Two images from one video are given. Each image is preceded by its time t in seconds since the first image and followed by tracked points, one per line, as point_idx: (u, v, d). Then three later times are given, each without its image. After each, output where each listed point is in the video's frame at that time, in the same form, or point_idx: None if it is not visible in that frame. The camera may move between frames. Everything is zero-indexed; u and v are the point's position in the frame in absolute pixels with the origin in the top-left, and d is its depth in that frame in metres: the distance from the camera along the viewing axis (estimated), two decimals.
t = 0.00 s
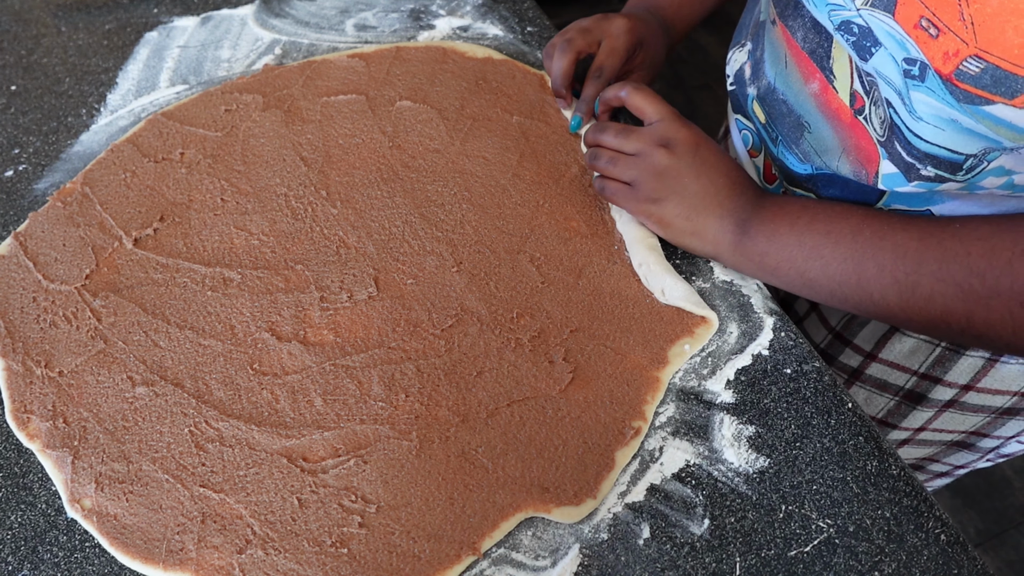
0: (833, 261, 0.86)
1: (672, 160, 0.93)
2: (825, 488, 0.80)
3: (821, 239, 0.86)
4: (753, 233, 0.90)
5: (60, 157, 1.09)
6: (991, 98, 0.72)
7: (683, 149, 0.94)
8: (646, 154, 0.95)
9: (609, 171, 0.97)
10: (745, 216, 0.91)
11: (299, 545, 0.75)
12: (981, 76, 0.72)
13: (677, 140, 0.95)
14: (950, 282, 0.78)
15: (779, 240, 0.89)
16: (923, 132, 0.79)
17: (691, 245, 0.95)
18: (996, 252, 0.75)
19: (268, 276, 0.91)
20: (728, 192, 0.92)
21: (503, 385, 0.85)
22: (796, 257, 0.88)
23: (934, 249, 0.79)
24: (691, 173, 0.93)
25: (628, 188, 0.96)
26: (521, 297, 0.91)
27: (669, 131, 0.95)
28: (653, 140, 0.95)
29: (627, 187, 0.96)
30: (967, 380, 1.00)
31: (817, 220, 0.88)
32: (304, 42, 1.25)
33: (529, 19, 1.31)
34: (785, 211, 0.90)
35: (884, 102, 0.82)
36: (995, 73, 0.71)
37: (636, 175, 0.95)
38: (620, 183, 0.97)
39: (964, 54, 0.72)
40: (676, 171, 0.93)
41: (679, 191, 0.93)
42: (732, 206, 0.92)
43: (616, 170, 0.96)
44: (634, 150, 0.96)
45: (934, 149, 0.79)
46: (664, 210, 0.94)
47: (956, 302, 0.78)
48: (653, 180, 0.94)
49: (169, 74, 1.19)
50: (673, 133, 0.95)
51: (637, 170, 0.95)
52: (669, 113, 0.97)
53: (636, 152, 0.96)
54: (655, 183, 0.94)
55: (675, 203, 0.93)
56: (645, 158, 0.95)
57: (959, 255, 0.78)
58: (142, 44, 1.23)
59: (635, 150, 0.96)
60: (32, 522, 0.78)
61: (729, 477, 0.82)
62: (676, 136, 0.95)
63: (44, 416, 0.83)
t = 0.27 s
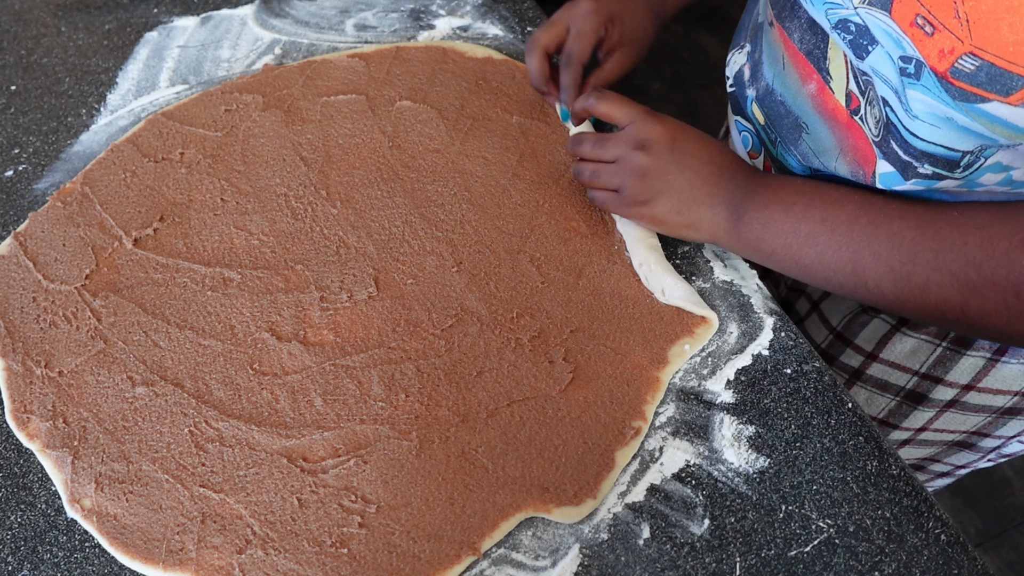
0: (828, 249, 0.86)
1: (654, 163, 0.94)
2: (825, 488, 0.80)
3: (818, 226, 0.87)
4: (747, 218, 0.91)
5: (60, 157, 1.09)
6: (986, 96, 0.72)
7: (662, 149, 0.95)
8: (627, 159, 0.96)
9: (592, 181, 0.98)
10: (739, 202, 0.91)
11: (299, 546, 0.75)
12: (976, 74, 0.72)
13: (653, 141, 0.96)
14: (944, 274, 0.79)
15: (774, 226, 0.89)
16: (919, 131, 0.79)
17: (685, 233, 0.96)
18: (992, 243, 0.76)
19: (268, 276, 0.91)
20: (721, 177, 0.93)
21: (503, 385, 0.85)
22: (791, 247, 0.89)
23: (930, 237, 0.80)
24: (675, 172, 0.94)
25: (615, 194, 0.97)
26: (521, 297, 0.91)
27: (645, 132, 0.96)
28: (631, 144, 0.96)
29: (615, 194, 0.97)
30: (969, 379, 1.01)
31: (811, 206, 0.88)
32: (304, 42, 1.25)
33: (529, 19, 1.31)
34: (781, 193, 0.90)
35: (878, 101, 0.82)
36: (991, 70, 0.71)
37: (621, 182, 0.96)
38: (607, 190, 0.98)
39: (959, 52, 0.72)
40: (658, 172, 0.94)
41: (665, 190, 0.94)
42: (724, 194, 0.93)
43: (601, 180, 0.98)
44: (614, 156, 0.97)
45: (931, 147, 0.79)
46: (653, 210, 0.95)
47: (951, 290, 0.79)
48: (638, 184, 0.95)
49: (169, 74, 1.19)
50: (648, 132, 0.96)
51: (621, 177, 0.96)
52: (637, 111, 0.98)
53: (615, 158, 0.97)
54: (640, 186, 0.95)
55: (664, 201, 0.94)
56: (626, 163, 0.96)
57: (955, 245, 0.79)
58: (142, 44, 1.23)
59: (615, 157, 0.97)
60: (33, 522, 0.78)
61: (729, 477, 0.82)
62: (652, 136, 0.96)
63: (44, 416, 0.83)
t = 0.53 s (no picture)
0: (827, 246, 0.87)
1: (683, 139, 0.96)
2: (825, 488, 0.80)
3: (818, 225, 0.88)
4: (750, 218, 0.91)
5: (60, 157, 1.09)
6: (980, 97, 0.72)
7: (693, 131, 0.97)
8: (658, 129, 0.97)
9: (619, 140, 0.99)
10: (745, 202, 0.93)
11: (299, 546, 0.75)
12: (970, 74, 0.72)
13: (688, 121, 0.99)
14: (942, 273, 0.80)
15: (775, 225, 0.90)
16: (915, 130, 0.79)
17: (687, 228, 0.96)
18: (985, 243, 0.78)
19: (268, 276, 0.91)
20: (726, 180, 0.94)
21: (503, 385, 0.85)
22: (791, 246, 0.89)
23: (926, 238, 0.81)
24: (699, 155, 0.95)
25: (636, 161, 0.97)
26: (520, 297, 0.91)
27: (682, 115, 0.99)
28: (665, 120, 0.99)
29: (633, 160, 0.97)
30: (969, 380, 1.01)
31: (813, 207, 0.90)
32: (304, 42, 1.25)
33: (529, 19, 1.31)
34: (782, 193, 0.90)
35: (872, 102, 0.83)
36: (985, 70, 0.71)
37: (646, 148, 0.97)
38: (628, 156, 0.98)
39: (953, 52, 0.72)
40: (685, 148, 0.95)
41: (684, 167, 0.95)
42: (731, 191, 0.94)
43: (626, 140, 0.98)
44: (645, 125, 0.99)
45: (926, 146, 0.79)
46: (667, 188, 0.96)
47: (945, 290, 0.80)
48: (662, 155, 0.96)
49: (169, 74, 1.19)
50: (684, 116, 0.99)
51: (647, 144, 0.97)
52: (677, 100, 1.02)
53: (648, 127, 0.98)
54: (664, 158, 0.96)
55: (679, 180, 0.95)
56: (657, 133, 0.97)
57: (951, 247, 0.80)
58: (142, 44, 1.23)
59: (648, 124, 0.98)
60: (33, 522, 0.78)
61: (729, 477, 0.82)
62: (687, 118, 0.99)
63: (44, 416, 0.83)
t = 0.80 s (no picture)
0: (814, 241, 0.88)
1: (673, 137, 0.97)
2: (825, 488, 0.80)
3: (807, 219, 0.89)
4: (741, 213, 0.93)
5: (60, 157, 1.09)
6: (964, 93, 0.73)
7: (684, 127, 0.98)
8: (648, 128, 0.99)
9: (608, 141, 1.00)
10: (735, 198, 0.94)
11: (299, 546, 0.75)
12: (954, 71, 0.72)
13: (679, 118, 0.99)
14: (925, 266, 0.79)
15: (764, 219, 0.91)
16: (902, 127, 0.79)
17: (679, 223, 0.97)
18: (970, 237, 0.77)
19: (268, 276, 0.91)
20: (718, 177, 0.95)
21: (503, 385, 0.85)
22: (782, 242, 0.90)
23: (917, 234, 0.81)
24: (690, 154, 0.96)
25: (626, 160, 0.99)
26: (521, 297, 0.91)
27: (672, 110, 1.00)
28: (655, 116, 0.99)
29: (625, 160, 0.99)
30: (962, 378, 1.01)
31: (806, 205, 0.90)
32: (304, 42, 1.25)
33: (529, 19, 1.31)
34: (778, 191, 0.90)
35: (863, 99, 0.83)
36: (968, 67, 0.71)
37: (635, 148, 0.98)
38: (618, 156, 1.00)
39: (937, 49, 0.73)
40: (674, 146, 0.97)
41: (674, 166, 0.96)
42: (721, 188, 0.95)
43: (617, 142, 1.00)
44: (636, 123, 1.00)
45: (914, 143, 0.79)
46: (657, 184, 0.96)
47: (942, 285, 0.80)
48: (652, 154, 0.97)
49: (169, 74, 1.19)
50: (676, 112, 1.00)
51: (637, 144, 0.98)
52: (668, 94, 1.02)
53: (637, 127, 1.00)
54: (655, 157, 0.97)
55: (669, 177, 0.96)
56: (647, 132, 0.99)
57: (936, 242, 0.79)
58: (142, 44, 1.23)
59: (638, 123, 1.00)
60: (33, 522, 0.78)
61: (729, 477, 0.82)
62: (678, 115, 1.00)
63: (44, 416, 0.83)
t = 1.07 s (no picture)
0: (810, 234, 0.86)
1: (638, 153, 0.94)
2: (825, 488, 0.80)
3: (802, 213, 0.87)
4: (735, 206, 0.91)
5: (60, 157, 1.09)
6: (958, 91, 0.73)
7: (644, 139, 0.95)
8: (609, 149, 0.96)
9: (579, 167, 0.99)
10: (723, 189, 0.92)
11: (299, 545, 0.75)
12: (947, 69, 0.72)
13: (637, 129, 0.95)
14: (924, 259, 0.78)
15: (759, 212, 0.90)
16: (897, 126, 0.79)
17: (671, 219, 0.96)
18: (971, 229, 0.76)
19: (268, 276, 0.91)
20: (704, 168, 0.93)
21: (503, 385, 0.85)
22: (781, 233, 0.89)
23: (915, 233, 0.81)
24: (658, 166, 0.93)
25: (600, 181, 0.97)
26: (521, 297, 0.91)
27: (625, 123, 0.96)
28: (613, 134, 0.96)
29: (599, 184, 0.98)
30: (961, 376, 1.01)
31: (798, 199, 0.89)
32: (304, 42, 1.25)
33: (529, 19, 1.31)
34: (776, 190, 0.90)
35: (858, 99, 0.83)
36: (962, 66, 0.71)
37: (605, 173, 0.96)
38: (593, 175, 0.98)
39: (930, 48, 0.73)
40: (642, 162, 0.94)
41: (649, 182, 0.94)
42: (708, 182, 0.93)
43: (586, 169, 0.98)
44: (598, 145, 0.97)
45: (909, 142, 0.79)
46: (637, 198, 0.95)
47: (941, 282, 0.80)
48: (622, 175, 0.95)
49: (169, 74, 1.19)
50: (630, 124, 0.95)
51: (605, 168, 0.96)
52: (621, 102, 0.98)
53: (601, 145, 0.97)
54: (626, 176, 0.95)
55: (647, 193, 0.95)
56: (609, 153, 0.96)
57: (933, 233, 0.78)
58: (142, 44, 1.23)
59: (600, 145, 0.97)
60: (32, 522, 0.78)
61: (729, 477, 0.82)
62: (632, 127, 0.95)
63: (44, 416, 0.83)
